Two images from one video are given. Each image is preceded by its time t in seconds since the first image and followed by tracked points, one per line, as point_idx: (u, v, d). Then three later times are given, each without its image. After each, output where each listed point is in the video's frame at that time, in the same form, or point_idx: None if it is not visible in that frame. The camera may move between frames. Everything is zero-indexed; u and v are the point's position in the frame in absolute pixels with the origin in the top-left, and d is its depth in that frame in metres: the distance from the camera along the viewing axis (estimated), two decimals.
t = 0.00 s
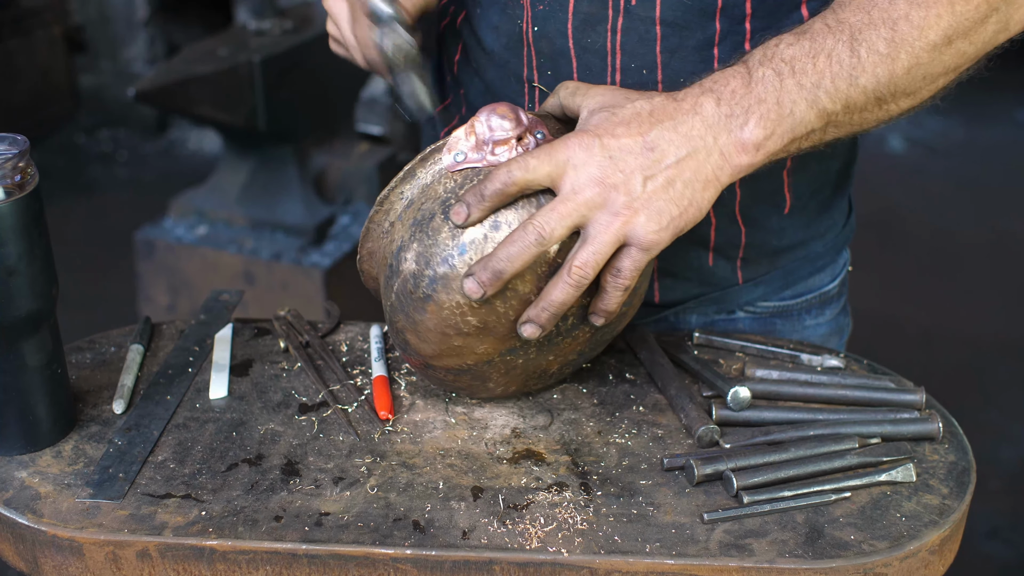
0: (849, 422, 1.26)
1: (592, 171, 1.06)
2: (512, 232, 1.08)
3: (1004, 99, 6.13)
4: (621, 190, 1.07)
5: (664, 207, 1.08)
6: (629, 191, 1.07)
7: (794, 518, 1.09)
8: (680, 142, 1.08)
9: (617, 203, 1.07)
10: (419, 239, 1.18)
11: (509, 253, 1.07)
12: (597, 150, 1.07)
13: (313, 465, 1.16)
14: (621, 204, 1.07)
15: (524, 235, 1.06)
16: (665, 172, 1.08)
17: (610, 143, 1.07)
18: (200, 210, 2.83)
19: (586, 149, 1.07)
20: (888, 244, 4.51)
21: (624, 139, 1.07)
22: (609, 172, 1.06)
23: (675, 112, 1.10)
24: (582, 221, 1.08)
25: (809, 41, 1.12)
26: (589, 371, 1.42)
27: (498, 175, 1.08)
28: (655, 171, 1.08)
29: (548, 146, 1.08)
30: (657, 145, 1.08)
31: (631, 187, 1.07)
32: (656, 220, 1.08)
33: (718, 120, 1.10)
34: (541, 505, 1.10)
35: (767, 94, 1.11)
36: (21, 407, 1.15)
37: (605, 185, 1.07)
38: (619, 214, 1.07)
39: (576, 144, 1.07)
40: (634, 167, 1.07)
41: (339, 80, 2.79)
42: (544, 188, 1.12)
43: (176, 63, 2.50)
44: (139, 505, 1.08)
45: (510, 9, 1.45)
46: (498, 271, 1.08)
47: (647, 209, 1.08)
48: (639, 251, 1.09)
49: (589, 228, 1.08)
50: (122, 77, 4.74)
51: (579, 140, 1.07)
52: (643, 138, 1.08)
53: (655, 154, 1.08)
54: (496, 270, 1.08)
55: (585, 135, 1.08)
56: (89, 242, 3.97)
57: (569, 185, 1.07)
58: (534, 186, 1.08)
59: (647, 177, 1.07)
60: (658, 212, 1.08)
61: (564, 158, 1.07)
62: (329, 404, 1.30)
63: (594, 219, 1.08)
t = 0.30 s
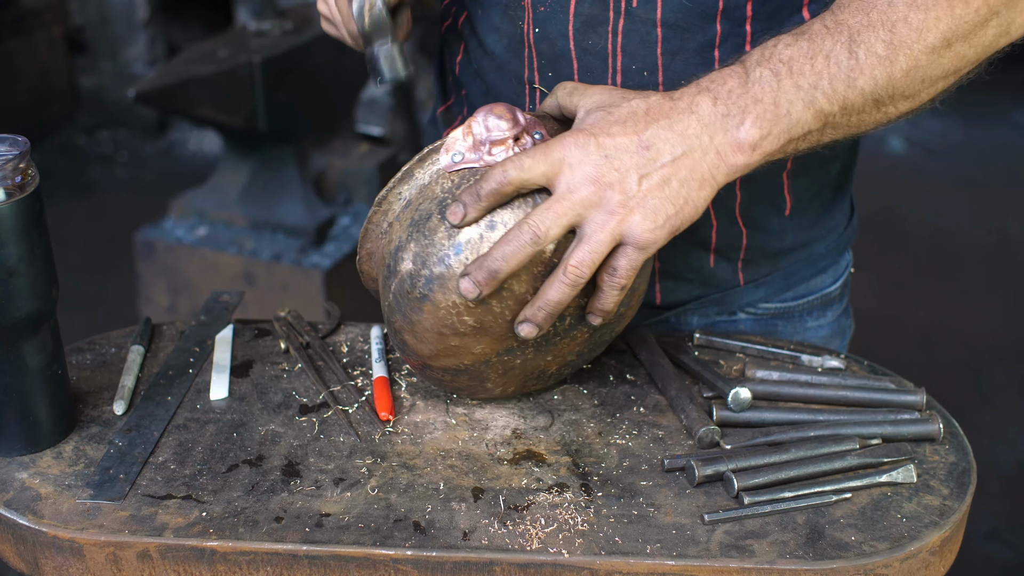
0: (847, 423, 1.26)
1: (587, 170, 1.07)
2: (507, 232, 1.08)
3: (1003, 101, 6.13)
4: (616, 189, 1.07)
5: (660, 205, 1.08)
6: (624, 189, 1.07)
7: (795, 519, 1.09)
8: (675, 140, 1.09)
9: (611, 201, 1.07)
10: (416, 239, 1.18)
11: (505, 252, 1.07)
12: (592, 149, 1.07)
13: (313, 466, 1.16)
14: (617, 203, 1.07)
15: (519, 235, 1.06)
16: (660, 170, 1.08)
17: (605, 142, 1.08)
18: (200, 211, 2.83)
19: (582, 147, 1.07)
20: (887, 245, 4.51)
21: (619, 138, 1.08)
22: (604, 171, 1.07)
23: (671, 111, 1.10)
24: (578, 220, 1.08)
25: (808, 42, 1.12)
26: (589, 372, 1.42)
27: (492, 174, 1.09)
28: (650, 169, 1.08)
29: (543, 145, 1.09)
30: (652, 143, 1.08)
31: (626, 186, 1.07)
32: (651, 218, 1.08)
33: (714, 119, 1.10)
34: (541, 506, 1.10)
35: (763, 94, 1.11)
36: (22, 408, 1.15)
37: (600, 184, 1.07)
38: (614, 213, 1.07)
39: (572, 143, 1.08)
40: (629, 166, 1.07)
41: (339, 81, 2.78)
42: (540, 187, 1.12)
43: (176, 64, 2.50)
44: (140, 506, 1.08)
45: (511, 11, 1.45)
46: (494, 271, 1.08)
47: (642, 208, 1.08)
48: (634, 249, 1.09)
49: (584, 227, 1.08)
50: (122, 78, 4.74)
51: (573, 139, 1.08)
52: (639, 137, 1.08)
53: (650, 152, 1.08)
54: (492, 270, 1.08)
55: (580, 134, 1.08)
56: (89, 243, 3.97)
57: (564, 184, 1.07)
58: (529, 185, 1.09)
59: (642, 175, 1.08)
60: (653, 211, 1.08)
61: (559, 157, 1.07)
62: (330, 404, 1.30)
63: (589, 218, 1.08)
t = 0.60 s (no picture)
0: (847, 423, 1.26)
1: (579, 168, 1.07)
2: (500, 232, 1.09)
3: (1004, 102, 6.13)
4: (609, 186, 1.07)
5: (652, 202, 1.08)
6: (617, 187, 1.07)
7: (795, 519, 1.09)
8: (667, 137, 1.09)
9: (604, 199, 1.07)
10: (412, 240, 1.18)
11: (497, 251, 1.07)
12: (584, 147, 1.07)
13: (314, 467, 1.16)
14: (609, 200, 1.07)
15: (512, 234, 1.06)
16: (652, 167, 1.08)
17: (597, 140, 1.08)
18: (200, 211, 2.83)
19: (573, 146, 1.07)
20: (888, 246, 4.50)
21: (610, 136, 1.08)
22: (596, 169, 1.07)
23: (663, 108, 1.10)
24: (571, 218, 1.08)
25: (803, 42, 1.12)
26: (589, 372, 1.42)
27: (484, 174, 1.09)
28: (642, 166, 1.08)
29: (535, 144, 1.09)
30: (644, 140, 1.09)
31: (618, 183, 1.07)
32: (645, 214, 1.08)
33: (707, 116, 1.10)
34: (542, 507, 1.10)
35: (757, 92, 1.11)
36: (22, 410, 1.15)
37: (593, 182, 1.07)
38: (607, 210, 1.07)
39: (563, 141, 1.08)
40: (620, 163, 1.07)
41: (339, 83, 2.79)
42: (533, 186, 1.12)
43: (176, 64, 2.50)
44: (140, 506, 1.08)
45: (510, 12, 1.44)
46: (487, 271, 1.08)
47: (635, 205, 1.08)
48: (629, 246, 1.09)
49: (578, 225, 1.08)
50: (122, 78, 4.74)
51: (564, 138, 1.08)
52: (630, 134, 1.09)
53: (642, 149, 1.08)
54: (485, 269, 1.08)
55: (572, 132, 1.08)
56: (90, 244, 3.97)
57: (555, 182, 1.07)
58: (521, 184, 1.09)
59: (634, 172, 1.08)
60: (646, 207, 1.08)
61: (551, 155, 1.07)
62: (331, 404, 1.30)
63: (582, 216, 1.08)
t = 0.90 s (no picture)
0: (850, 424, 1.26)
1: (575, 165, 1.07)
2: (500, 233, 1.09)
3: (1005, 102, 6.13)
4: (607, 181, 1.07)
5: (651, 193, 1.08)
6: (615, 181, 1.07)
7: (796, 519, 1.09)
8: (662, 128, 1.09)
9: (603, 194, 1.07)
10: (415, 239, 1.18)
11: (499, 253, 1.07)
12: (579, 144, 1.08)
13: (314, 467, 1.16)
14: (609, 195, 1.07)
15: (513, 235, 1.07)
16: (648, 159, 1.08)
17: (592, 137, 1.08)
18: (201, 212, 2.83)
19: (568, 144, 1.08)
20: (889, 247, 4.50)
21: (605, 132, 1.09)
22: (592, 165, 1.07)
23: (657, 100, 1.11)
24: (570, 215, 1.08)
25: (799, 35, 1.12)
26: (590, 373, 1.42)
27: (482, 174, 1.09)
28: (639, 159, 1.08)
29: (530, 143, 1.10)
30: (639, 133, 1.09)
31: (616, 177, 1.07)
32: (645, 207, 1.08)
33: (701, 106, 1.10)
34: (543, 507, 1.10)
35: (752, 84, 1.11)
36: (23, 411, 1.15)
37: (590, 178, 1.07)
38: (607, 205, 1.07)
39: (557, 140, 1.08)
40: (617, 158, 1.08)
41: (340, 85, 2.79)
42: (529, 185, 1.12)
43: (178, 66, 2.50)
44: (141, 507, 1.08)
45: (511, 18, 1.44)
46: (488, 274, 1.08)
47: (635, 198, 1.08)
48: (632, 242, 1.09)
49: (578, 222, 1.08)
50: (123, 79, 4.75)
51: (559, 136, 1.09)
52: (625, 127, 1.09)
53: (638, 142, 1.08)
54: (486, 273, 1.08)
55: (566, 131, 1.09)
56: (91, 245, 3.98)
57: (553, 181, 1.07)
58: (518, 184, 1.09)
59: (631, 166, 1.08)
60: (646, 200, 1.08)
61: (546, 154, 1.08)
62: (331, 405, 1.30)
63: (582, 212, 1.08)
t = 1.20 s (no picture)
0: (849, 425, 1.26)
1: (562, 159, 1.07)
2: (489, 231, 1.09)
3: (1004, 102, 6.13)
4: (595, 174, 1.07)
5: (639, 184, 1.08)
6: (603, 174, 1.07)
7: (796, 521, 1.09)
8: (644, 121, 1.09)
9: (592, 186, 1.07)
10: (409, 241, 1.18)
11: (489, 250, 1.07)
12: (564, 139, 1.07)
13: (314, 468, 1.16)
14: (598, 187, 1.07)
15: (502, 231, 1.07)
16: (633, 151, 1.08)
17: (576, 131, 1.08)
18: (201, 213, 2.83)
19: (553, 139, 1.07)
20: (889, 247, 4.51)
21: (589, 126, 1.08)
22: (579, 159, 1.07)
23: (637, 93, 1.11)
24: (559, 210, 1.08)
25: (779, 36, 1.13)
26: (590, 374, 1.42)
27: (469, 175, 1.09)
28: (624, 151, 1.08)
29: (515, 140, 1.09)
30: (623, 126, 1.09)
31: (604, 169, 1.07)
32: (634, 198, 1.08)
33: (679, 101, 1.11)
34: (543, 509, 1.10)
35: (727, 82, 1.13)
36: (23, 412, 1.15)
37: (578, 172, 1.07)
38: (596, 198, 1.07)
39: (542, 136, 1.07)
40: (602, 150, 1.07)
41: (340, 86, 2.79)
42: (516, 184, 1.12)
43: (177, 67, 2.50)
44: (141, 509, 1.08)
45: (509, 21, 1.44)
46: (480, 271, 1.08)
47: (622, 189, 1.08)
48: (624, 232, 1.09)
49: (568, 216, 1.08)
50: (123, 80, 4.75)
51: (543, 132, 1.07)
52: (609, 121, 1.09)
53: (622, 134, 1.08)
54: (477, 270, 1.08)
55: (550, 126, 1.08)
56: (90, 245, 3.98)
57: (540, 176, 1.07)
58: (506, 183, 1.09)
59: (616, 158, 1.08)
60: (633, 189, 1.08)
61: (531, 151, 1.07)
62: (332, 406, 1.30)
63: (571, 206, 1.08)
